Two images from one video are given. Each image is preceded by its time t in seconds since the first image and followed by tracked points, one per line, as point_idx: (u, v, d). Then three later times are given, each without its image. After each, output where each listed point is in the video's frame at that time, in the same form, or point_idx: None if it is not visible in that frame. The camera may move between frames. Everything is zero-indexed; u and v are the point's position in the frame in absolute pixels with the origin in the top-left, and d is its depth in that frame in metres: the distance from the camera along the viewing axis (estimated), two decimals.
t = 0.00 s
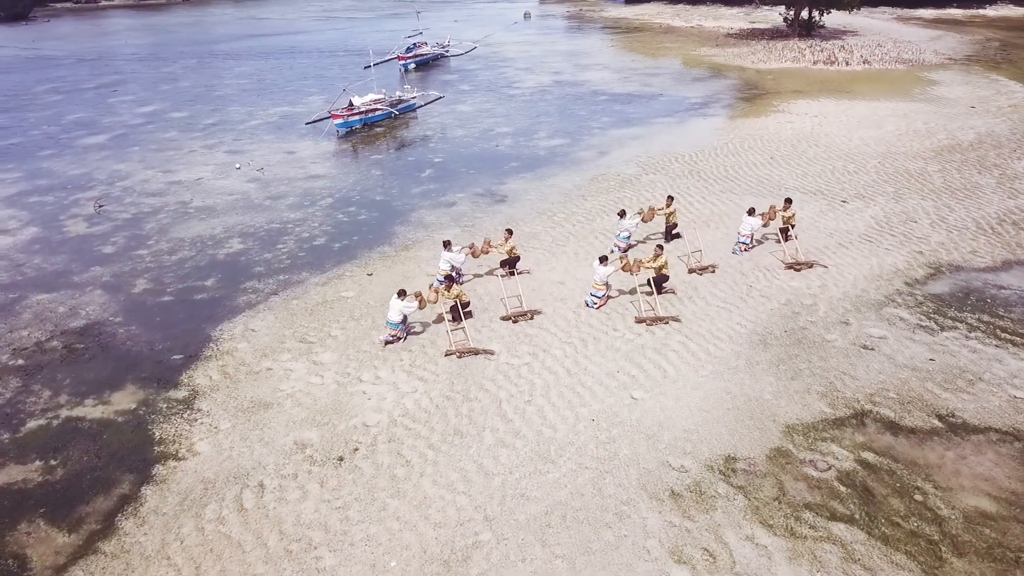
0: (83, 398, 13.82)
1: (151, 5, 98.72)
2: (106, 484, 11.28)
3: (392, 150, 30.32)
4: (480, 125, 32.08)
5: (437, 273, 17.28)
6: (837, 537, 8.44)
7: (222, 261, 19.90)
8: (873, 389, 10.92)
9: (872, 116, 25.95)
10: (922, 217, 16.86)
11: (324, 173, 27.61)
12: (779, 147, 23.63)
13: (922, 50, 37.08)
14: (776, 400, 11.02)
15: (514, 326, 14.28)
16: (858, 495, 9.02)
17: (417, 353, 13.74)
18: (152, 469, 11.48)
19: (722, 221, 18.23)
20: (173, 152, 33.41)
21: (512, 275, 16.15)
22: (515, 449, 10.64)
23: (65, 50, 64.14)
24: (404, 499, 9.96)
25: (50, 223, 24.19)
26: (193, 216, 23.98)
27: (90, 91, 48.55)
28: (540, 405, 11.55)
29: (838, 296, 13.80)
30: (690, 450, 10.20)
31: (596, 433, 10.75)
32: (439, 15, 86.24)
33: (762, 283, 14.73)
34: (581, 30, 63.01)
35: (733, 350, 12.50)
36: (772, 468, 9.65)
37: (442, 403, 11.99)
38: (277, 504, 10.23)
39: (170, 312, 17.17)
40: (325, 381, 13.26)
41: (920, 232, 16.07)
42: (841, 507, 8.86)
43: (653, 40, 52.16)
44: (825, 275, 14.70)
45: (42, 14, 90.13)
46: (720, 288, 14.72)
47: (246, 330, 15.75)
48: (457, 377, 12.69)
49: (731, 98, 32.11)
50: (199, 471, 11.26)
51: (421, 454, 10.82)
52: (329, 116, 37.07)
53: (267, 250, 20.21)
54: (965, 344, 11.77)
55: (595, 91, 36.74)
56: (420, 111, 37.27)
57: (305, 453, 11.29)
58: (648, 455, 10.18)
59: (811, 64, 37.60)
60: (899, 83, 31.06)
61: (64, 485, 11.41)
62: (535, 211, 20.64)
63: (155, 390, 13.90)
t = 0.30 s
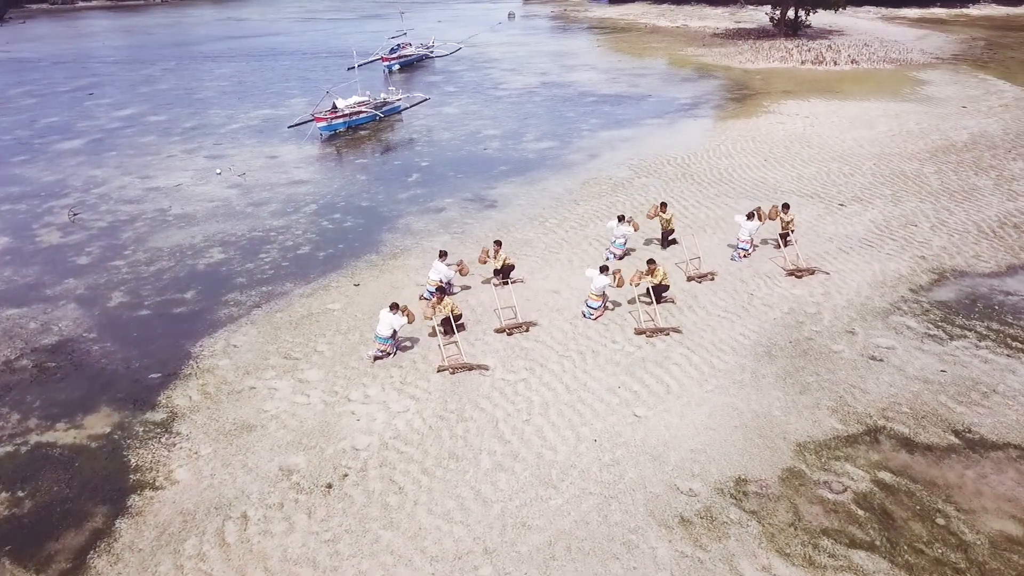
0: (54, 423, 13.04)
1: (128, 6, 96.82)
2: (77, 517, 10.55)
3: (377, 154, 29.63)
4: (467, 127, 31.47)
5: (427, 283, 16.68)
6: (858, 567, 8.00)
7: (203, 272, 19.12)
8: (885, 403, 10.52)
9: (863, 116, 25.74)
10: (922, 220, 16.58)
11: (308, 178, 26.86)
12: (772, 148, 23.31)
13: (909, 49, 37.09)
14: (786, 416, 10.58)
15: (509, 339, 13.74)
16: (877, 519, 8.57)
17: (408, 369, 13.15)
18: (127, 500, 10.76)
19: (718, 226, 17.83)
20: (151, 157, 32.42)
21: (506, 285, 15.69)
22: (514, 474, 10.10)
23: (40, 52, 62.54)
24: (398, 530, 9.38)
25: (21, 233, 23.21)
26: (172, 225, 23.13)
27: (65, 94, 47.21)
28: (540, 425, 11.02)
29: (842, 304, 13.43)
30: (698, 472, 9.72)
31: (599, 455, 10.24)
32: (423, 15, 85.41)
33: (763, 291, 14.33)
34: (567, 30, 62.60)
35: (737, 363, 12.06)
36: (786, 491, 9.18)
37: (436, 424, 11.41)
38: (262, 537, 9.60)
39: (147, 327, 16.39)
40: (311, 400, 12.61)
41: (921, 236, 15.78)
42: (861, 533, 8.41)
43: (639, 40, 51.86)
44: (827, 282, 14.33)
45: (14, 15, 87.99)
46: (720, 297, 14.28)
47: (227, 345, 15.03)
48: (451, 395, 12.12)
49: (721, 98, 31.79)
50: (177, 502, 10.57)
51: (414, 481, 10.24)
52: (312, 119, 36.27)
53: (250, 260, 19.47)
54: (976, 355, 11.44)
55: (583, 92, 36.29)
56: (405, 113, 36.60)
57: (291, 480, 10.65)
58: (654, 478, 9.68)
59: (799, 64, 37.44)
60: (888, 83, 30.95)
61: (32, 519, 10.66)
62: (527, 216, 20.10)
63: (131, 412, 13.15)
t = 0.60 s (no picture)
0: (27, 445, 12.36)
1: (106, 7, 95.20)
2: (50, 549, 9.90)
3: (364, 157, 29.04)
4: (455, 129, 30.97)
5: (417, 292, 16.16)
6: None
7: (184, 281, 18.45)
8: (895, 415, 10.19)
9: (855, 117, 25.57)
10: (921, 222, 16.36)
11: (293, 182, 26.22)
12: (766, 149, 23.05)
13: (897, 48, 37.14)
14: (794, 430, 10.22)
15: (504, 350, 13.27)
16: (894, 540, 8.22)
17: (399, 382, 12.64)
18: (104, 529, 10.12)
19: (714, 229, 17.49)
20: (131, 161, 31.57)
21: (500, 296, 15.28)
22: (514, 495, 9.64)
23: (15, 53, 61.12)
24: (393, 558, 8.88)
25: None
26: (153, 232, 22.41)
27: (41, 96, 46.06)
28: (539, 442, 10.58)
29: (845, 310, 13.13)
30: (706, 490, 9.32)
31: (602, 474, 9.81)
32: (408, 15, 84.65)
33: (763, 297, 14.00)
34: (553, 30, 62.23)
35: (741, 373, 11.69)
36: (798, 511, 8.82)
37: (430, 442, 10.92)
38: (247, 568, 9.05)
39: (126, 341, 15.71)
40: (298, 417, 12.06)
41: (922, 239, 15.56)
42: (879, 555, 8.05)
43: (626, 41, 51.61)
44: (828, 287, 14.02)
45: None
46: (720, 303, 13.93)
47: (210, 359, 14.41)
48: (445, 411, 11.64)
49: (711, 99, 31.54)
50: (157, 530, 9.96)
51: (409, 504, 9.75)
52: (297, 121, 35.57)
53: (233, 268, 18.83)
54: (985, 363, 11.19)
55: (571, 92, 35.88)
56: (392, 115, 36.01)
57: (278, 504, 10.09)
58: (660, 499, 9.28)
59: (788, 63, 37.31)
60: (878, 82, 30.87)
61: (3, 552, 10.02)
62: (518, 221, 19.64)
63: (109, 432, 12.49)
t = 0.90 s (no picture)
0: None
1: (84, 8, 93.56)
2: None
3: (350, 160, 28.46)
4: (443, 131, 30.47)
5: (406, 299, 15.66)
6: None
7: (166, 290, 17.79)
8: (905, 426, 9.91)
9: (847, 116, 25.41)
10: (919, 223, 16.16)
11: (278, 186, 25.60)
12: (758, 150, 22.80)
13: (885, 48, 37.16)
14: (802, 442, 9.88)
15: (499, 360, 12.83)
16: (912, 559, 7.90)
17: (390, 396, 12.15)
18: (78, 558, 9.46)
19: (710, 232, 17.15)
20: (110, 166, 30.73)
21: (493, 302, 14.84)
22: (513, 516, 9.20)
23: None
24: None
25: None
26: (132, 238, 21.70)
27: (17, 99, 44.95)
28: (538, 458, 10.15)
29: (847, 315, 12.85)
30: (713, 508, 8.95)
31: (604, 492, 9.40)
32: (393, 16, 83.90)
33: (763, 302, 13.67)
34: (540, 30, 61.88)
35: (744, 382, 11.34)
36: (810, 529, 8.47)
37: (424, 460, 10.46)
38: None
39: (104, 354, 15.03)
40: (285, 434, 11.52)
41: (921, 241, 15.35)
42: None
43: (614, 41, 51.37)
44: (829, 292, 13.73)
45: None
46: (719, 309, 13.58)
47: (191, 372, 13.81)
48: (439, 426, 11.17)
49: (700, 99, 31.29)
50: (136, 558, 9.35)
51: (403, 527, 9.28)
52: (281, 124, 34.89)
53: (216, 276, 18.20)
54: (993, 369, 10.97)
55: (560, 93, 35.51)
56: (378, 117, 35.44)
57: (264, 528, 9.56)
58: (666, 517, 8.89)
59: (776, 63, 37.19)
60: (868, 82, 30.78)
61: None
62: (510, 225, 19.20)
63: (84, 451, 11.82)
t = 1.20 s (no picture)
0: None
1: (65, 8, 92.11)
2: None
3: (338, 158, 27.87)
4: (433, 129, 29.96)
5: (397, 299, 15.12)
6: None
7: (147, 292, 17.11)
8: (920, 426, 9.59)
9: (841, 113, 25.21)
10: (920, 219, 15.91)
11: (263, 185, 24.95)
12: (754, 146, 22.50)
13: (875, 45, 37.14)
14: (814, 445, 9.50)
15: (495, 362, 12.35)
16: (936, 567, 7.56)
17: (382, 399, 11.63)
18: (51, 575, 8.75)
19: (708, 229, 16.79)
20: (90, 165, 29.89)
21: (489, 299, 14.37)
22: (514, 525, 8.74)
23: None
24: None
25: None
26: (113, 239, 20.97)
27: None
28: (540, 463, 9.70)
29: (853, 313, 12.52)
30: (725, 515, 8.54)
31: (610, 499, 8.96)
32: (380, 15, 83.20)
33: (766, 300, 13.29)
34: (529, 29, 61.51)
35: (751, 382, 10.94)
36: (827, 536, 8.09)
37: (419, 466, 9.96)
38: None
39: (82, 358, 14.32)
40: (272, 440, 10.95)
41: (923, 236, 15.09)
42: None
43: (603, 39, 51.10)
44: (833, 288, 13.38)
45: None
46: (721, 307, 13.19)
47: (174, 377, 13.18)
48: (435, 430, 10.69)
49: (693, 96, 31.00)
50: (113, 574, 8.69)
51: (398, 538, 8.78)
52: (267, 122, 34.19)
53: (200, 276, 17.55)
54: (1006, 367, 10.70)
55: (551, 91, 35.10)
56: (366, 115, 34.85)
57: (251, 540, 9.01)
58: (677, 525, 8.47)
59: (767, 60, 37.03)
60: (860, 78, 30.66)
61: None
62: (503, 222, 18.72)
63: (59, 460, 11.11)
